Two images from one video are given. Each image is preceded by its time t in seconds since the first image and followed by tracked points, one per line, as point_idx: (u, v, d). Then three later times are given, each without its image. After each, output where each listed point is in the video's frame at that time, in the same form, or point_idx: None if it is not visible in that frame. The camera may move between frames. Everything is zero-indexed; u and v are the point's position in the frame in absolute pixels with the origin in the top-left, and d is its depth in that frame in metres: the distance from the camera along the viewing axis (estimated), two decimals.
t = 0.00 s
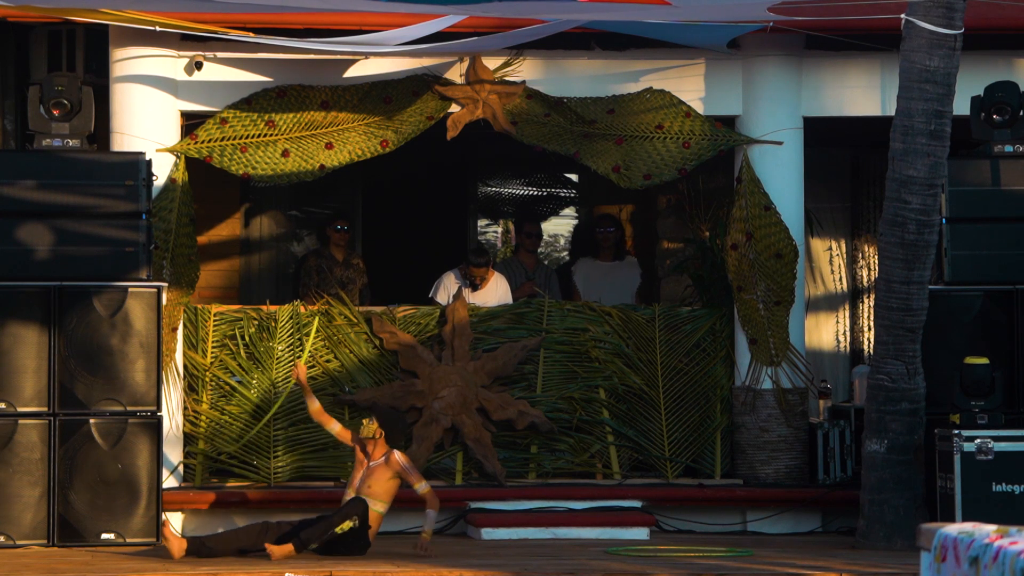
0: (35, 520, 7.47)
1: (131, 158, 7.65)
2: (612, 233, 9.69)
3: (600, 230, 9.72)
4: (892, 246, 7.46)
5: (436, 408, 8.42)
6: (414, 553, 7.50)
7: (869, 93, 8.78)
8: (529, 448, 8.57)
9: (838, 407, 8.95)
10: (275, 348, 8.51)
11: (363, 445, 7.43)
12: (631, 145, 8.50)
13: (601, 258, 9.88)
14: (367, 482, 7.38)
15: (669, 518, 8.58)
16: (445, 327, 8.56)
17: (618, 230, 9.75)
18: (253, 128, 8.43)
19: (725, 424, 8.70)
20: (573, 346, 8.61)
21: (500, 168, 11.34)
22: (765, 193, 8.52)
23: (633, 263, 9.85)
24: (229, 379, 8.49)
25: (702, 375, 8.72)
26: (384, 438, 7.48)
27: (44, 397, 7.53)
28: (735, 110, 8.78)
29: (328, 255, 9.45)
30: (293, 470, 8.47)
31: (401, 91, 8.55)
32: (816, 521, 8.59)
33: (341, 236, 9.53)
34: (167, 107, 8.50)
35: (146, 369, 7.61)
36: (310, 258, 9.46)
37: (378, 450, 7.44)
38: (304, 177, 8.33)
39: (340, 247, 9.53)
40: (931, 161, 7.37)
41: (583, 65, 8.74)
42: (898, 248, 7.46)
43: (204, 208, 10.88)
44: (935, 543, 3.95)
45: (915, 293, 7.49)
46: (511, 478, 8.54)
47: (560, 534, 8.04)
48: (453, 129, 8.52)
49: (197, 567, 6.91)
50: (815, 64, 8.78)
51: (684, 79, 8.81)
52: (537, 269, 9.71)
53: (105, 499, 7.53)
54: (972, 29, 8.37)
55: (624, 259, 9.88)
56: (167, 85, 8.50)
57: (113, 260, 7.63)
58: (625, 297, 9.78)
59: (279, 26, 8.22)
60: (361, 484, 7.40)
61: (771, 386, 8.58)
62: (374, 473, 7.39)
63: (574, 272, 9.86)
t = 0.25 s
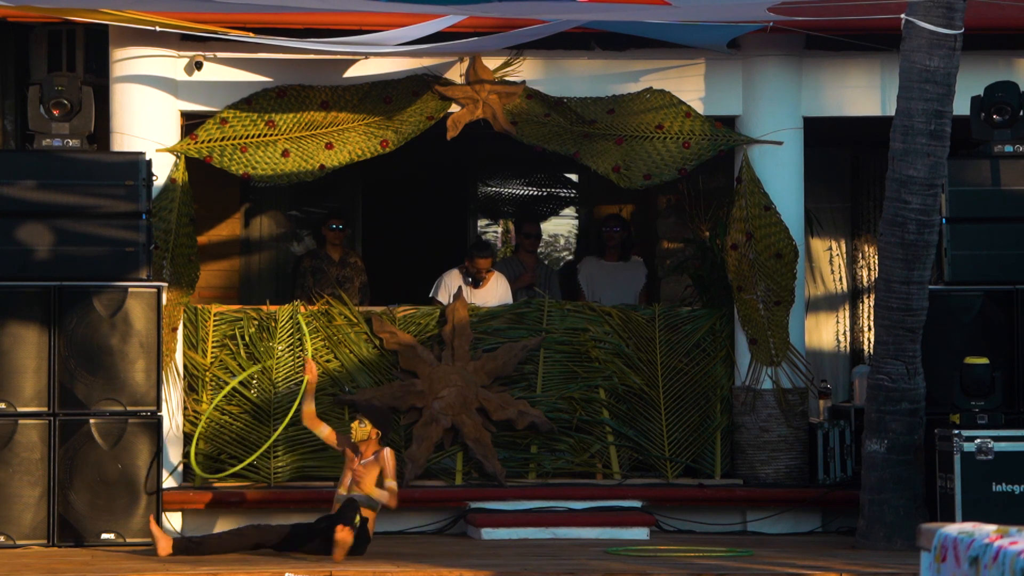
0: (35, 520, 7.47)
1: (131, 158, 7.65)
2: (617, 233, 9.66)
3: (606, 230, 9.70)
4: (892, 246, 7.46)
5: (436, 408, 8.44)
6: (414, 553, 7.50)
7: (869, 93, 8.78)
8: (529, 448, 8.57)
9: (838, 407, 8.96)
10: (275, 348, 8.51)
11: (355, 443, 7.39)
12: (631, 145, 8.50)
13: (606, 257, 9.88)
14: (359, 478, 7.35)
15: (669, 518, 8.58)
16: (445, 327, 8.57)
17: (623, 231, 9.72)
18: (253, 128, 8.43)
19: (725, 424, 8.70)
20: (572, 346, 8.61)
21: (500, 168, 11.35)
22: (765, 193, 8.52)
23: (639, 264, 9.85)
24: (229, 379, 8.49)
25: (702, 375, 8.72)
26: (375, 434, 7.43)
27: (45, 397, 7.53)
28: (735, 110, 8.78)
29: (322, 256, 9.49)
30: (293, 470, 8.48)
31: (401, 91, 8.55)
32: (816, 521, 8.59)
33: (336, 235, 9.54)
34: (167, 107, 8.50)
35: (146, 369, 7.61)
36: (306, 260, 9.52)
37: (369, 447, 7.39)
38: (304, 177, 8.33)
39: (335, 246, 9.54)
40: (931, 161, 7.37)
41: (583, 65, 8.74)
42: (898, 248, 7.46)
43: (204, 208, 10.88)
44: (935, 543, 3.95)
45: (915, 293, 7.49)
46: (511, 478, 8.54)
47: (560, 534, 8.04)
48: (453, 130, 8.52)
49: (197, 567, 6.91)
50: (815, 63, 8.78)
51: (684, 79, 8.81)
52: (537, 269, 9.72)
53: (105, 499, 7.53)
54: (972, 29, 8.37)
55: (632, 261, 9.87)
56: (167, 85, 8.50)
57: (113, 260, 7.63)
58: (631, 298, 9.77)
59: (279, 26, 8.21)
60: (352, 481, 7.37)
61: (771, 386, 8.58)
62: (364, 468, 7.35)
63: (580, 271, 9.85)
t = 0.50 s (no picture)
0: (35, 520, 7.46)
1: (131, 158, 7.65)
2: (615, 232, 9.71)
3: (605, 229, 9.73)
4: (892, 246, 7.46)
5: (436, 408, 8.44)
6: (414, 553, 7.49)
7: (869, 93, 8.78)
8: (529, 448, 8.57)
9: (838, 407, 8.96)
10: (275, 348, 8.50)
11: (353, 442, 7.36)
12: (631, 146, 8.50)
13: (603, 257, 9.88)
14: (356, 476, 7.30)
15: (669, 518, 8.58)
16: (445, 327, 8.57)
17: (622, 230, 9.76)
18: (253, 128, 8.43)
19: (724, 424, 8.70)
20: (572, 346, 8.62)
21: (500, 168, 11.35)
22: (765, 193, 8.52)
23: (637, 264, 9.86)
24: (229, 379, 8.49)
25: (702, 376, 8.72)
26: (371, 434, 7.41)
27: (45, 397, 7.53)
28: (735, 110, 8.78)
29: (318, 257, 9.52)
30: (293, 470, 8.48)
31: (401, 91, 8.55)
32: (816, 521, 8.59)
33: (330, 236, 9.55)
34: (167, 107, 8.50)
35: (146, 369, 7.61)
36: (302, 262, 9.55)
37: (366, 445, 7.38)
38: (304, 177, 8.33)
39: (330, 247, 9.55)
40: (931, 161, 7.37)
41: (583, 65, 8.74)
42: (898, 248, 7.46)
43: (204, 208, 10.88)
44: (935, 543, 3.95)
45: (915, 293, 7.49)
46: (511, 478, 8.54)
47: (560, 534, 8.04)
48: (453, 130, 8.52)
49: (197, 567, 6.91)
50: (815, 63, 8.78)
51: (685, 79, 8.81)
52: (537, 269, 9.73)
53: (105, 499, 7.53)
54: (972, 29, 8.37)
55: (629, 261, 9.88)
56: (167, 85, 8.50)
57: (113, 260, 7.63)
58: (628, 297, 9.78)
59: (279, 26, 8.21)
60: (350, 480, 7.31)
61: (771, 386, 8.59)
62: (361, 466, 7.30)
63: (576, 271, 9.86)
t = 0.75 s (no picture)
0: (35, 520, 7.46)
1: (131, 158, 7.65)
2: (608, 232, 9.71)
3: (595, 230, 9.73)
4: (892, 246, 7.46)
5: (436, 408, 8.44)
6: (414, 553, 7.49)
7: (869, 93, 8.78)
8: (529, 448, 8.57)
9: (838, 407, 8.96)
10: (275, 348, 8.50)
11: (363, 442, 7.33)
12: (631, 145, 8.50)
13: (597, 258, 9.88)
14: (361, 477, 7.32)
15: (669, 518, 8.58)
16: (445, 327, 8.57)
17: (615, 230, 9.77)
18: (253, 128, 8.43)
19: (724, 424, 8.70)
20: (572, 346, 8.62)
21: (500, 168, 11.35)
22: (765, 193, 8.52)
23: (629, 264, 9.87)
24: (229, 379, 8.49)
25: (702, 376, 8.72)
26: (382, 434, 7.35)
27: (44, 397, 7.53)
28: (735, 110, 8.78)
29: (317, 257, 9.52)
30: (293, 470, 8.48)
31: (401, 91, 8.55)
32: (816, 521, 8.59)
33: (329, 235, 9.54)
34: (167, 108, 8.50)
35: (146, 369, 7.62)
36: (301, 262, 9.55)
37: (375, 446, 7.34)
38: (304, 177, 8.33)
39: (328, 246, 9.54)
40: (930, 161, 7.37)
41: (583, 65, 8.74)
42: (898, 248, 7.46)
43: (204, 208, 10.88)
44: (935, 543, 3.95)
45: (915, 293, 7.49)
46: (511, 478, 8.54)
47: (560, 534, 8.04)
48: (453, 129, 8.52)
49: (197, 567, 6.90)
50: (815, 63, 8.78)
51: (685, 79, 8.81)
52: (537, 269, 9.74)
53: (105, 499, 7.53)
54: (972, 29, 8.37)
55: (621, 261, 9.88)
56: (167, 85, 8.50)
57: (113, 260, 7.63)
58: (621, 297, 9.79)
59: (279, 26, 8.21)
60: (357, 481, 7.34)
61: (771, 386, 8.59)
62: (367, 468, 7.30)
63: (569, 271, 9.86)
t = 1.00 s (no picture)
0: (35, 520, 7.46)
1: (131, 158, 7.65)
2: (607, 234, 9.69)
3: (595, 231, 9.70)
4: (892, 246, 7.46)
5: (436, 408, 8.43)
6: (414, 553, 7.49)
7: (869, 93, 8.78)
8: (529, 448, 8.57)
9: (838, 407, 8.96)
10: (275, 348, 8.50)
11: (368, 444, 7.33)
12: (631, 145, 8.50)
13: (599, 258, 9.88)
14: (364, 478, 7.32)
15: (669, 518, 8.58)
16: (445, 327, 8.57)
17: (612, 232, 9.73)
18: (253, 128, 8.43)
19: (724, 424, 8.70)
20: (573, 346, 8.62)
21: (500, 168, 11.36)
22: (765, 193, 8.52)
23: (628, 264, 9.86)
24: (229, 379, 8.49)
25: (702, 376, 8.72)
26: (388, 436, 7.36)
27: (44, 397, 7.53)
28: (735, 110, 8.78)
29: (318, 258, 9.50)
30: (293, 470, 8.48)
31: (400, 91, 8.55)
32: (816, 521, 8.59)
33: (330, 236, 9.53)
34: (167, 108, 8.50)
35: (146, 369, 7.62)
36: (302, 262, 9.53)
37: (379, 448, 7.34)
38: (304, 177, 8.33)
39: (329, 246, 9.53)
40: (931, 161, 7.37)
41: (583, 65, 8.74)
42: (898, 248, 7.46)
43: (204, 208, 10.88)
44: (935, 543, 3.95)
45: (915, 293, 7.49)
46: (511, 478, 8.54)
47: (560, 534, 8.04)
48: (453, 129, 8.52)
49: (197, 567, 6.90)
50: (815, 63, 8.78)
51: (685, 79, 8.81)
52: (537, 269, 9.75)
53: (105, 499, 7.53)
54: (972, 29, 8.37)
55: (620, 261, 9.88)
56: (167, 85, 8.50)
57: (112, 260, 7.63)
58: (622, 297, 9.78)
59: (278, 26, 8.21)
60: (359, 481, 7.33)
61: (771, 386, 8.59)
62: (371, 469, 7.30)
63: (569, 272, 9.86)
